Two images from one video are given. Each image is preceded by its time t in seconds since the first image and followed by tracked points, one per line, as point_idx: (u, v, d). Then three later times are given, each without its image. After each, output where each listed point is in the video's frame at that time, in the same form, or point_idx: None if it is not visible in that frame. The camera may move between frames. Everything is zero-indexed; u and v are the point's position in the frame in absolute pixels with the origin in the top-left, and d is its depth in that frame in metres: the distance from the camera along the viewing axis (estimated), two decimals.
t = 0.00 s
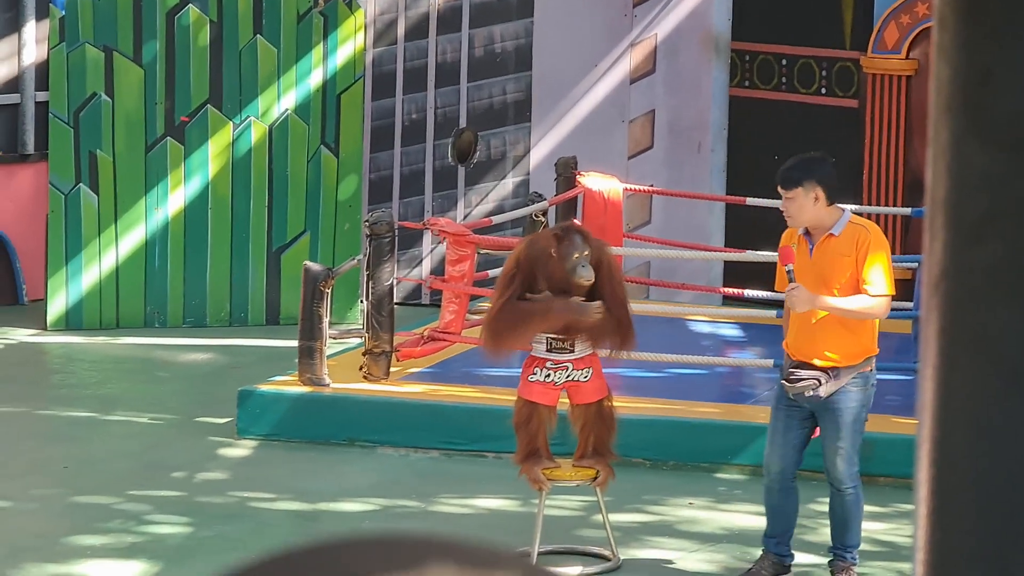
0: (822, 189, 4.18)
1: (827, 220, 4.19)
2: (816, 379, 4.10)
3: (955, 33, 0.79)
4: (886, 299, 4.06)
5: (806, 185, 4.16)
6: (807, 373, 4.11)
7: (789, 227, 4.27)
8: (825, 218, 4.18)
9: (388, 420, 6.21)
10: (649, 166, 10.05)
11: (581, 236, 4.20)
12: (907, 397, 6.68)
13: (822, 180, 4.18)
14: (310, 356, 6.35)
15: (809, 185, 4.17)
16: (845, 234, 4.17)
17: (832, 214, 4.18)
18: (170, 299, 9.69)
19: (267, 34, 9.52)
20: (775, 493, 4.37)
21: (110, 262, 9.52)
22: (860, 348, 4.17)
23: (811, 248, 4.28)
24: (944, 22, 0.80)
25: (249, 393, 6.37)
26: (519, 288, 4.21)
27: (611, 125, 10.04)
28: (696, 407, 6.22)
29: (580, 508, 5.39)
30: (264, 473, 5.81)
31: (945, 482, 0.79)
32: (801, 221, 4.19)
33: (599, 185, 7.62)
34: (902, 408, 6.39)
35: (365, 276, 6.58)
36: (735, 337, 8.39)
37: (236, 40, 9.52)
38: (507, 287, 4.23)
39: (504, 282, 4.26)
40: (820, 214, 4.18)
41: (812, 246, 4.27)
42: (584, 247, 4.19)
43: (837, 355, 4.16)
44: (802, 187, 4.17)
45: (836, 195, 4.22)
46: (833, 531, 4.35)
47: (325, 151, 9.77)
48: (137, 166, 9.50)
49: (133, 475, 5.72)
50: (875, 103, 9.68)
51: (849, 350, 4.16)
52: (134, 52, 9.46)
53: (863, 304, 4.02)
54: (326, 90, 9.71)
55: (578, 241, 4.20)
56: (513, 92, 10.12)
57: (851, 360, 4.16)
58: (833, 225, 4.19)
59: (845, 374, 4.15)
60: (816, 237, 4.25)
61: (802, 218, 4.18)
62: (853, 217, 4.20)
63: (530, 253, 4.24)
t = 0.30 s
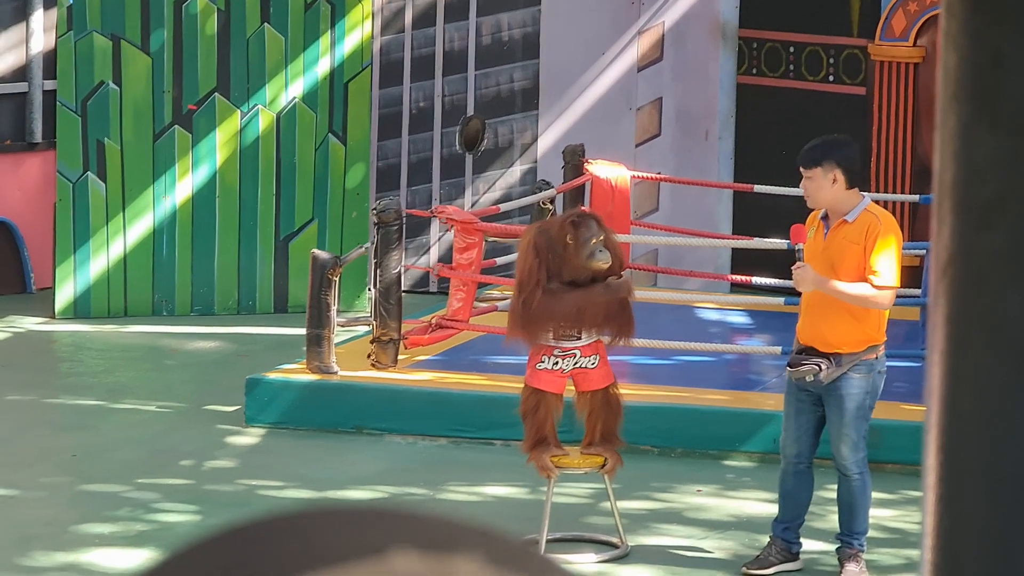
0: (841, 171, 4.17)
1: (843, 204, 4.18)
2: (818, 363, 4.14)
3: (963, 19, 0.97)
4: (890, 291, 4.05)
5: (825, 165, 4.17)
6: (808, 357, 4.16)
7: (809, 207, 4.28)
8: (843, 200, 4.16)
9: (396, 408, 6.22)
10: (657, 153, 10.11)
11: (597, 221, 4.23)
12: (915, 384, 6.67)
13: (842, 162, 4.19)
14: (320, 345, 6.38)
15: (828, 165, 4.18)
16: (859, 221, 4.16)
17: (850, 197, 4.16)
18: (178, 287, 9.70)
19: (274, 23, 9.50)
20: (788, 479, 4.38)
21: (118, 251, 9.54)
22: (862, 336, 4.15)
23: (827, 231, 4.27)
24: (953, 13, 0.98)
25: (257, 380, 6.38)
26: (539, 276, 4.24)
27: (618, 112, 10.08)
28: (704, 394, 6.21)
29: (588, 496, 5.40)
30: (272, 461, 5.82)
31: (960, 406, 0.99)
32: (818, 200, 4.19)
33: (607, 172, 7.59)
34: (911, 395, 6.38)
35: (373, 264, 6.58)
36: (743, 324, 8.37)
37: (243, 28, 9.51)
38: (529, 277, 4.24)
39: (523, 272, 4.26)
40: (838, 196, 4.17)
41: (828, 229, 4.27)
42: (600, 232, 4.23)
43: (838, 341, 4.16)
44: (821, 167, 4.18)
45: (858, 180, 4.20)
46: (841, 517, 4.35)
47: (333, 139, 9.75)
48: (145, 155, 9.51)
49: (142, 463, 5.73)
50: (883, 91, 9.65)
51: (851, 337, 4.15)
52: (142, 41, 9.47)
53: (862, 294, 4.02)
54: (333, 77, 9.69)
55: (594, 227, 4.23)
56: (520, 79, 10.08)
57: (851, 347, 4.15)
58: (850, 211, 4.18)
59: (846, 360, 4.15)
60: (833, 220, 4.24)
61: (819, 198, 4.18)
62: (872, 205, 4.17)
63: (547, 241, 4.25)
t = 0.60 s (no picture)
0: (849, 156, 4.16)
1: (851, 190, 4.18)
2: (816, 348, 4.12)
3: (963, 14, 1.05)
4: (892, 278, 4.05)
5: (833, 150, 4.16)
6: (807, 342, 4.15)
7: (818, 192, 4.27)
8: (851, 185, 4.16)
9: (400, 396, 6.22)
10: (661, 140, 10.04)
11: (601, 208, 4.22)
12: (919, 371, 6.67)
13: (852, 147, 4.17)
14: (323, 334, 6.37)
15: (836, 150, 4.16)
16: (865, 207, 4.16)
17: (857, 183, 4.15)
18: (182, 276, 9.70)
19: (276, 11, 9.49)
20: (791, 463, 4.39)
21: (122, 241, 9.55)
22: (865, 323, 4.15)
23: (834, 217, 4.27)
24: (954, 3, 1.06)
25: (262, 369, 6.38)
26: (544, 263, 4.25)
27: (622, 99, 10.01)
28: (708, 381, 6.21)
29: (592, 483, 5.41)
30: (277, 450, 5.84)
31: (962, 385, 1.08)
32: (826, 185, 4.19)
33: (611, 159, 7.58)
34: (914, 381, 6.39)
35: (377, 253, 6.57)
36: (748, 311, 8.37)
37: (245, 17, 9.51)
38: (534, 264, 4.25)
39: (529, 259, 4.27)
40: (846, 181, 4.16)
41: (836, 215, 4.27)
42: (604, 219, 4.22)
43: (840, 327, 4.16)
44: (829, 151, 4.17)
45: (867, 165, 4.18)
46: (843, 503, 4.37)
47: (335, 128, 9.71)
48: (148, 144, 9.51)
49: (147, 453, 5.75)
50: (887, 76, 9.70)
51: (854, 324, 4.15)
52: (144, 29, 9.47)
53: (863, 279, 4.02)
54: (336, 66, 9.66)
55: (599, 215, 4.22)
56: (523, 67, 10.06)
57: (853, 334, 4.15)
58: (858, 197, 4.18)
59: (847, 347, 4.15)
60: (841, 205, 4.24)
61: (827, 182, 4.18)
62: (880, 191, 4.16)
63: (552, 228, 4.26)
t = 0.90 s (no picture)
0: (857, 153, 4.15)
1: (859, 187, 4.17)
2: (824, 345, 4.11)
3: (966, 9, 0.98)
4: (898, 275, 4.03)
5: (841, 147, 4.15)
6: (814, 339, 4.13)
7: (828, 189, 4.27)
8: (859, 183, 4.15)
9: (407, 396, 6.22)
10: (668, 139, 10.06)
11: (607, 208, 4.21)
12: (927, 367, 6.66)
13: (860, 145, 4.16)
14: (330, 333, 6.38)
15: (844, 147, 4.15)
16: (872, 205, 4.14)
17: (866, 180, 4.14)
18: (189, 276, 9.71)
19: (282, 12, 9.48)
20: (799, 460, 4.39)
21: (129, 242, 9.56)
22: (871, 321, 4.14)
23: (843, 215, 4.27)
24: None
25: (269, 369, 6.38)
26: (550, 262, 4.25)
27: (627, 98, 10.03)
28: (715, 378, 6.20)
29: (600, 481, 5.40)
30: (285, 449, 5.84)
31: (966, 383, 1.02)
32: (834, 183, 4.18)
33: (617, 158, 7.59)
34: (922, 378, 6.37)
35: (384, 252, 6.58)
36: (755, 308, 8.36)
37: (251, 18, 9.50)
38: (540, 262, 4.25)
39: (535, 258, 4.27)
40: (854, 179, 4.15)
41: (845, 212, 4.26)
42: (610, 219, 4.21)
43: (846, 325, 4.15)
44: (837, 149, 4.16)
45: (875, 163, 4.17)
46: (852, 501, 4.36)
47: (342, 128, 9.74)
48: (154, 145, 9.52)
49: (155, 453, 5.75)
50: (894, 73, 9.61)
51: (861, 322, 4.14)
52: (150, 31, 9.47)
53: (867, 276, 4.01)
54: (342, 66, 9.68)
55: (604, 214, 4.21)
56: (529, 66, 10.05)
57: (859, 331, 4.14)
58: (866, 194, 4.16)
59: (852, 344, 4.14)
60: (850, 202, 4.23)
61: (835, 180, 4.17)
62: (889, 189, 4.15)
63: (557, 227, 4.25)
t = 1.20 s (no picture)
0: (868, 149, 4.14)
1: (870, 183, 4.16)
2: (832, 341, 4.10)
3: (972, 8, 1.07)
4: (908, 272, 4.02)
5: (852, 143, 4.14)
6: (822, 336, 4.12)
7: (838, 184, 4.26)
8: (869, 180, 4.14)
9: (416, 394, 6.23)
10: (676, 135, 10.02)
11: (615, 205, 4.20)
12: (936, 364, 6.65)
13: (871, 141, 4.15)
14: (339, 332, 6.38)
15: (856, 143, 4.14)
16: (883, 201, 4.14)
17: (876, 177, 4.14)
18: (198, 275, 9.72)
19: (290, 10, 9.49)
20: (807, 457, 4.38)
21: (137, 241, 9.57)
22: (880, 317, 4.14)
23: (853, 211, 4.25)
24: None
25: (278, 367, 6.39)
26: (558, 260, 4.25)
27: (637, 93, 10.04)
28: (724, 376, 6.20)
29: (609, 479, 5.40)
30: (294, 448, 5.84)
31: (974, 382, 1.11)
32: (844, 179, 4.17)
33: (625, 155, 7.58)
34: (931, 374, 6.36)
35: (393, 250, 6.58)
36: (763, 306, 8.36)
37: (259, 15, 9.51)
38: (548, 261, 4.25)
39: (542, 256, 4.27)
40: (865, 175, 4.14)
41: (855, 207, 4.25)
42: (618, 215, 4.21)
43: (855, 321, 4.15)
44: (848, 145, 4.15)
45: (886, 159, 4.16)
46: (860, 498, 4.35)
47: (350, 126, 9.75)
48: (163, 144, 9.53)
49: (164, 452, 5.75)
50: (902, 68, 9.51)
51: (869, 318, 4.14)
52: (158, 30, 9.49)
53: (877, 273, 4.00)
54: (350, 64, 9.69)
55: (612, 211, 4.20)
56: (537, 63, 10.06)
57: (868, 327, 4.14)
58: (877, 190, 4.16)
59: (860, 341, 4.13)
60: (861, 198, 4.22)
61: (846, 176, 4.16)
62: (900, 185, 4.14)
63: (565, 224, 4.25)
